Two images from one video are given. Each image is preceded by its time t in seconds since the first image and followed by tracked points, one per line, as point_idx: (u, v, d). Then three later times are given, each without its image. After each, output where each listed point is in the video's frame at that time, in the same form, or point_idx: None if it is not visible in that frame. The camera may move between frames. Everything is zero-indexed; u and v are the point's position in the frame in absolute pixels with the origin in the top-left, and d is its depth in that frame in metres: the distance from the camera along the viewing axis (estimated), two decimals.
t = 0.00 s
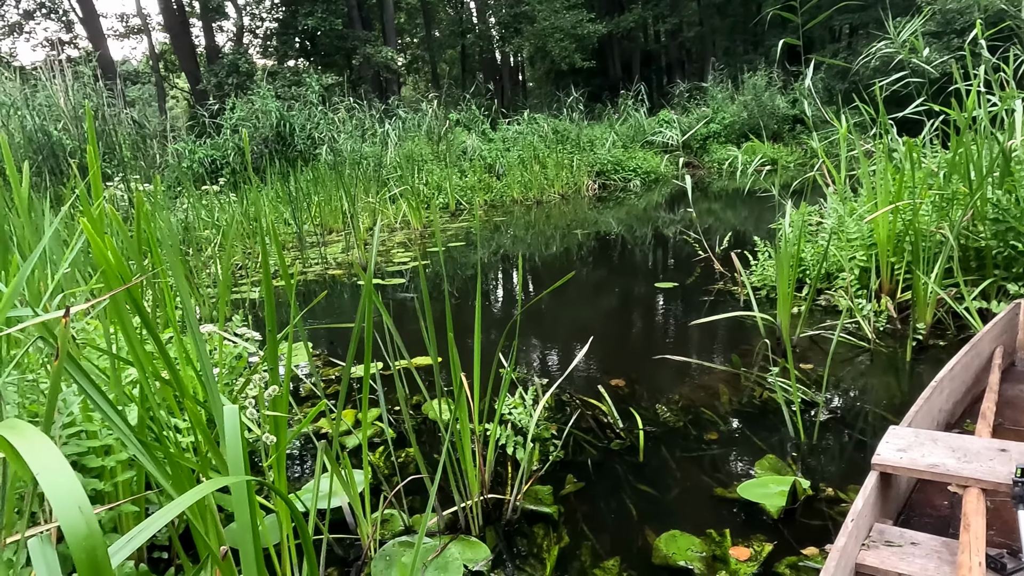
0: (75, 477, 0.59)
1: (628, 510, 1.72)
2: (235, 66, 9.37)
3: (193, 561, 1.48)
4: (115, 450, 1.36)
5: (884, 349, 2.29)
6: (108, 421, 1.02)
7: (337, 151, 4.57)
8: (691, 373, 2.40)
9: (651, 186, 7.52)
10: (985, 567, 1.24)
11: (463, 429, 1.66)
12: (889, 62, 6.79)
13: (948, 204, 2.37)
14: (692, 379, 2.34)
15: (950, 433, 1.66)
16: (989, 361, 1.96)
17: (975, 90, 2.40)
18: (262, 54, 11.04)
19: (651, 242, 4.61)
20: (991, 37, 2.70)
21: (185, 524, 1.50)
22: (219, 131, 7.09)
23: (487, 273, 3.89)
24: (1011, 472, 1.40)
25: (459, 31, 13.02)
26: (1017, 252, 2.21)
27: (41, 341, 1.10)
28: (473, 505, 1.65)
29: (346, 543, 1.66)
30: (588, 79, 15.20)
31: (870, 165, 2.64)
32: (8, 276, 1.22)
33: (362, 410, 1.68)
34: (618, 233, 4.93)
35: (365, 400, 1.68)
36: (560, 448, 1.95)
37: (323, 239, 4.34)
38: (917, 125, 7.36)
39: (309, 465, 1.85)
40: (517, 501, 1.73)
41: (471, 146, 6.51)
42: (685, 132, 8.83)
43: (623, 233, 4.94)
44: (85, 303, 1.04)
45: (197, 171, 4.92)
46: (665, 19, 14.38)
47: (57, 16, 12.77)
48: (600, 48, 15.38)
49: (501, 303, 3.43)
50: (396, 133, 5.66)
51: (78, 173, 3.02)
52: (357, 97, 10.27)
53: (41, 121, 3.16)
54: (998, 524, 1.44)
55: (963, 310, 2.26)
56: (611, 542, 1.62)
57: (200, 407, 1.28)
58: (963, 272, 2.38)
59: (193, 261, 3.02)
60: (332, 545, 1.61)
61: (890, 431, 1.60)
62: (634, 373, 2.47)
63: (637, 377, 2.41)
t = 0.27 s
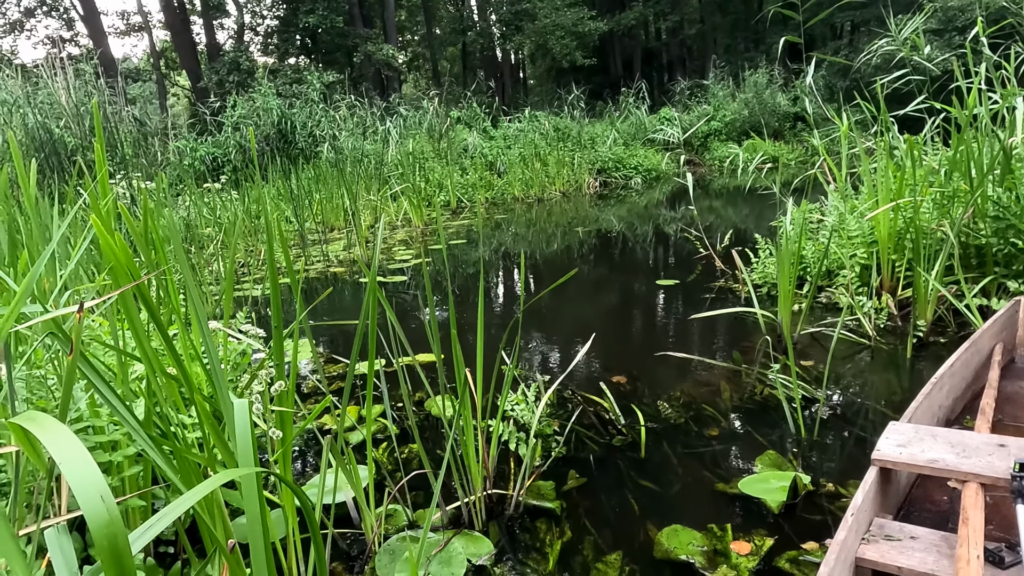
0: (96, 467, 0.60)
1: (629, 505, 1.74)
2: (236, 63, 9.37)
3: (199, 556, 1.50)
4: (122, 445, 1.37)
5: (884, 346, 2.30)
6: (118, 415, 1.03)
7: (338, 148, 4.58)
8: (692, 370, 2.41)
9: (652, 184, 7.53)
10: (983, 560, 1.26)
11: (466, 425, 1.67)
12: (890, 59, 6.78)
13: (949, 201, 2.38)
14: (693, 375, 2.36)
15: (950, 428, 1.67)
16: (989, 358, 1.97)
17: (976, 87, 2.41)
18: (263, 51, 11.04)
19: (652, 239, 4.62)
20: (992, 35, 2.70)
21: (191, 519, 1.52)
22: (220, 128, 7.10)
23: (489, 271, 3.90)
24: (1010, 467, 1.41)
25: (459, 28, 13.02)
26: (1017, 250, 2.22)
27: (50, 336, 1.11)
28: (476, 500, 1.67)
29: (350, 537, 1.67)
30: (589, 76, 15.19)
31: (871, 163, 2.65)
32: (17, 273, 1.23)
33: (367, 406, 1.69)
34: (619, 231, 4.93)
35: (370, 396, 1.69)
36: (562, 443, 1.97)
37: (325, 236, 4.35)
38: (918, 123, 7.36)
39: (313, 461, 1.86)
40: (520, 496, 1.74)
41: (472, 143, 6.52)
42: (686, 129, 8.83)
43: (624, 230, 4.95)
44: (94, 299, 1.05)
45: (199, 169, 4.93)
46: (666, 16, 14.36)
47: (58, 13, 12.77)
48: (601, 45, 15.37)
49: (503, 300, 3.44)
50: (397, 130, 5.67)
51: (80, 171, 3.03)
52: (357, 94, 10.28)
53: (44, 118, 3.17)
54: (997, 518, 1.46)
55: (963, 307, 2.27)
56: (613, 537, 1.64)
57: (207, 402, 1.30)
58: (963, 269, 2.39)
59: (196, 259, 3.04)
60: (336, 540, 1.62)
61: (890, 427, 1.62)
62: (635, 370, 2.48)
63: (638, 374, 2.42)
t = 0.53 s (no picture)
0: (89, 461, 0.60)
1: (626, 499, 1.74)
2: (231, 58, 9.31)
3: (195, 551, 1.50)
4: (117, 441, 1.37)
5: (880, 341, 2.30)
6: (112, 411, 1.03)
7: (334, 144, 4.56)
8: (689, 365, 2.41)
9: (648, 179, 7.52)
10: (978, 553, 1.26)
11: (463, 420, 1.67)
12: (887, 54, 6.77)
13: (945, 197, 2.38)
14: (689, 370, 2.36)
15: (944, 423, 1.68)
16: (984, 352, 1.98)
17: (972, 82, 2.41)
18: (258, 46, 10.99)
19: (648, 235, 4.61)
20: (989, 30, 2.70)
21: (187, 514, 1.52)
22: (216, 123, 7.06)
23: (485, 267, 3.90)
24: (1004, 461, 1.42)
25: (456, 23, 12.97)
26: (1012, 245, 2.22)
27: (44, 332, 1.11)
28: (473, 495, 1.67)
29: (346, 532, 1.67)
30: (586, 72, 15.16)
31: (867, 158, 2.65)
32: (10, 268, 1.22)
33: (363, 402, 1.69)
34: (616, 227, 4.93)
35: (366, 392, 1.69)
36: (559, 438, 1.97)
37: (321, 231, 4.34)
38: (915, 118, 7.36)
39: (309, 456, 1.86)
40: (516, 491, 1.75)
41: (468, 138, 6.51)
42: (683, 125, 8.82)
43: (621, 226, 4.94)
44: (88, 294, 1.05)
45: (194, 164, 4.91)
46: (662, 12, 14.33)
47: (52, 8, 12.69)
48: (597, 41, 15.33)
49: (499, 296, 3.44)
50: (393, 125, 5.65)
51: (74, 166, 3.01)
52: (353, 89, 10.24)
53: (38, 113, 3.15)
54: (992, 512, 1.46)
55: (959, 302, 2.28)
56: (609, 532, 1.64)
57: (203, 397, 1.29)
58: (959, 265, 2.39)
59: (191, 254, 3.03)
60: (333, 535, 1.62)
61: (886, 421, 1.62)
62: (631, 365, 2.48)
63: (635, 369, 2.42)
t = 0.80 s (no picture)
0: (64, 458, 0.59)
1: (618, 492, 1.74)
2: (220, 51, 9.21)
3: (184, 547, 1.48)
4: (102, 437, 1.35)
5: (870, 333, 2.31)
6: (96, 406, 1.01)
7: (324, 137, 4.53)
8: (680, 358, 2.41)
9: (639, 173, 7.52)
10: (967, 542, 1.27)
11: (454, 414, 1.66)
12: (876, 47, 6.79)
13: (934, 188, 2.38)
14: (680, 363, 2.36)
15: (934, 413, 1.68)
16: (973, 343, 1.99)
17: (961, 74, 2.42)
18: (247, 39, 10.89)
19: (639, 228, 4.61)
20: (977, 22, 2.69)
21: (176, 510, 1.50)
22: (204, 117, 7.00)
23: (476, 260, 3.89)
24: (993, 450, 1.42)
25: (446, 16, 12.91)
26: (1001, 236, 2.22)
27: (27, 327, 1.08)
28: (464, 489, 1.66)
29: (337, 527, 1.66)
30: (576, 65, 15.12)
31: (857, 150, 2.65)
32: None
33: (353, 396, 1.68)
34: (606, 220, 4.92)
35: (356, 386, 1.67)
36: (550, 431, 1.96)
37: (311, 225, 4.31)
38: (903, 111, 7.39)
39: (299, 451, 1.85)
40: (507, 484, 1.74)
41: (459, 132, 6.48)
42: (673, 118, 8.82)
43: (612, 219, 4.94)
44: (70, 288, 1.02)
45: (182, 158, 4.86)
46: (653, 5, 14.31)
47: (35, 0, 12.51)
48: (588, 34, 15.30)
49: (490, 290, 3.43)
50: (383, 119, 5.61)
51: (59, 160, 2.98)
52: (343, 83, 10.17)
53: (22, 107, 3.11)
54: (980, 502, 1.47)
55: (948, 294, 2.29)
56: (601, 524, 1.64)
57: (189, 392, 1.27)
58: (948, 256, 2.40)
59: (179, 249, 3.00)
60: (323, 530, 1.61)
61: (876, 412, 1.63)
62: (622, 358, 2.48)
63: (626, 362, 2.42)
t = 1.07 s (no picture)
0: (19, 451, 0.56)
1: (591, 471, 1.76)
2: (179, 32, 8.90)
3: (153, 539, 1.45)
4: (65, 430, 1.31)
5: (834, 310, 2.37)
6: (57, 398, 0.97)
7: (289, 121, 4.43)
8: (651, 338, 2.44)
9: (609, 155, 7.54)
10: (926, 510, 1.32)
11: (427, 399, 1.65)
12: (839, 29, 6.88)
13: (896, 168, 2.44)
14: (652, 343, 2.39)
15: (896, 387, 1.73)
16: (933, 318, 2.05)
17: (922, 56, 2.46)
18: (206, 19, 10.54)
19: (610, 210, 4.63)
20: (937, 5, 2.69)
21: (144, 502, 1.47)
22: (164, 99, 6.78)
23: (448, 244, 3.86)
24: (951, 421, 1.47)
25: None
26: (959, 214, 2.29)
27: None
28: (439, 473, 1.66)
29: (310, 514, 1.64)
30: (545, 47, 15.03)
31: (822, 131, 2.69)
32: None
33: (323, 383, 1.65)
34: (577, 203, 4.93)
35: (327, 373, 1.65)
36: (524, 413, 1.97)
37: (278, 210, 4.23)
38: (865, 92, 7.52)
39: (271, 439, 1.82)
40: (482, 467, 1.74)
41: (428, 114, 6.39)
42: (642, 100, 8.84)
43: (582, 201, 4.95)
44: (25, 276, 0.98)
45: (142, 143, 4.71)
46: None
47: None
48: (557, 15, 15.19)
49: (462, 274, 3.41)
50: (350, 101, 5.51)
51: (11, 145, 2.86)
52: (308, 64, 9.94)
53: None
54: (939, 470, 1.52)
55: (909, 271, 2.35)
56: (575, 503, 1.66)
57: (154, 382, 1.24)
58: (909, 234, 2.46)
59: (141, 236, 2.91)
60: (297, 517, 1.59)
61: (841, 387, 1.67)
62: (595, 339, 2.50)
63: (598, 343, 2.44)
